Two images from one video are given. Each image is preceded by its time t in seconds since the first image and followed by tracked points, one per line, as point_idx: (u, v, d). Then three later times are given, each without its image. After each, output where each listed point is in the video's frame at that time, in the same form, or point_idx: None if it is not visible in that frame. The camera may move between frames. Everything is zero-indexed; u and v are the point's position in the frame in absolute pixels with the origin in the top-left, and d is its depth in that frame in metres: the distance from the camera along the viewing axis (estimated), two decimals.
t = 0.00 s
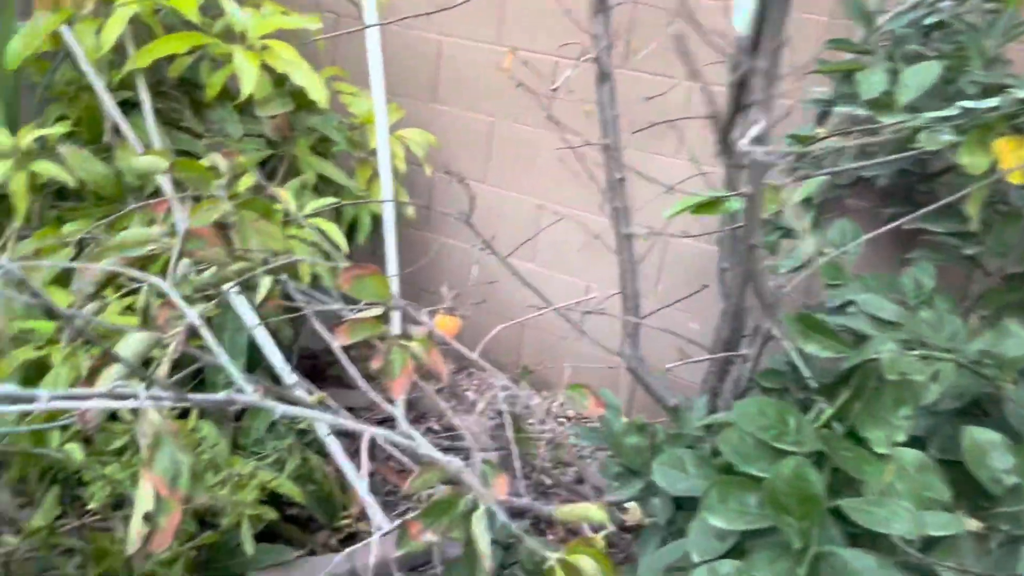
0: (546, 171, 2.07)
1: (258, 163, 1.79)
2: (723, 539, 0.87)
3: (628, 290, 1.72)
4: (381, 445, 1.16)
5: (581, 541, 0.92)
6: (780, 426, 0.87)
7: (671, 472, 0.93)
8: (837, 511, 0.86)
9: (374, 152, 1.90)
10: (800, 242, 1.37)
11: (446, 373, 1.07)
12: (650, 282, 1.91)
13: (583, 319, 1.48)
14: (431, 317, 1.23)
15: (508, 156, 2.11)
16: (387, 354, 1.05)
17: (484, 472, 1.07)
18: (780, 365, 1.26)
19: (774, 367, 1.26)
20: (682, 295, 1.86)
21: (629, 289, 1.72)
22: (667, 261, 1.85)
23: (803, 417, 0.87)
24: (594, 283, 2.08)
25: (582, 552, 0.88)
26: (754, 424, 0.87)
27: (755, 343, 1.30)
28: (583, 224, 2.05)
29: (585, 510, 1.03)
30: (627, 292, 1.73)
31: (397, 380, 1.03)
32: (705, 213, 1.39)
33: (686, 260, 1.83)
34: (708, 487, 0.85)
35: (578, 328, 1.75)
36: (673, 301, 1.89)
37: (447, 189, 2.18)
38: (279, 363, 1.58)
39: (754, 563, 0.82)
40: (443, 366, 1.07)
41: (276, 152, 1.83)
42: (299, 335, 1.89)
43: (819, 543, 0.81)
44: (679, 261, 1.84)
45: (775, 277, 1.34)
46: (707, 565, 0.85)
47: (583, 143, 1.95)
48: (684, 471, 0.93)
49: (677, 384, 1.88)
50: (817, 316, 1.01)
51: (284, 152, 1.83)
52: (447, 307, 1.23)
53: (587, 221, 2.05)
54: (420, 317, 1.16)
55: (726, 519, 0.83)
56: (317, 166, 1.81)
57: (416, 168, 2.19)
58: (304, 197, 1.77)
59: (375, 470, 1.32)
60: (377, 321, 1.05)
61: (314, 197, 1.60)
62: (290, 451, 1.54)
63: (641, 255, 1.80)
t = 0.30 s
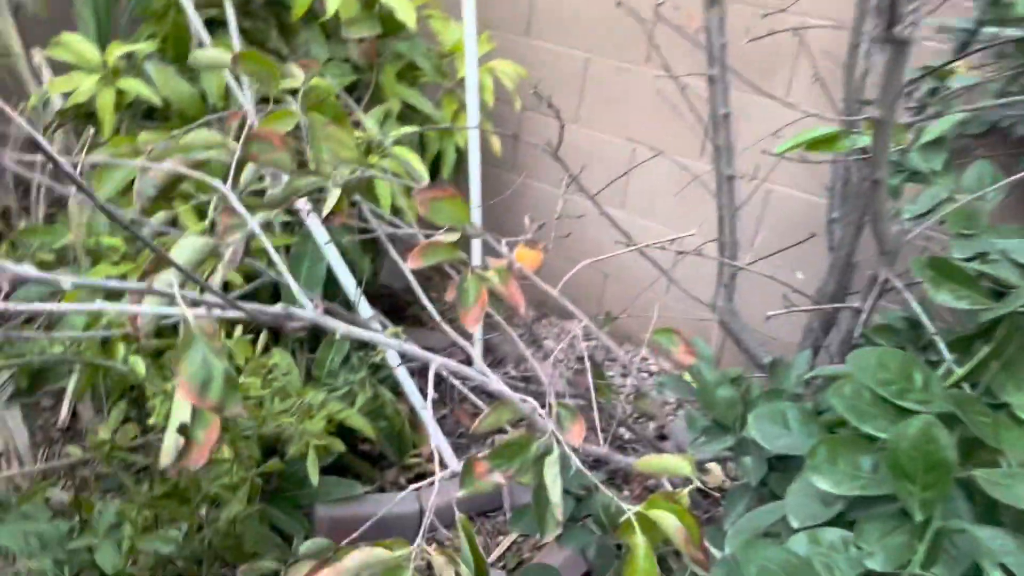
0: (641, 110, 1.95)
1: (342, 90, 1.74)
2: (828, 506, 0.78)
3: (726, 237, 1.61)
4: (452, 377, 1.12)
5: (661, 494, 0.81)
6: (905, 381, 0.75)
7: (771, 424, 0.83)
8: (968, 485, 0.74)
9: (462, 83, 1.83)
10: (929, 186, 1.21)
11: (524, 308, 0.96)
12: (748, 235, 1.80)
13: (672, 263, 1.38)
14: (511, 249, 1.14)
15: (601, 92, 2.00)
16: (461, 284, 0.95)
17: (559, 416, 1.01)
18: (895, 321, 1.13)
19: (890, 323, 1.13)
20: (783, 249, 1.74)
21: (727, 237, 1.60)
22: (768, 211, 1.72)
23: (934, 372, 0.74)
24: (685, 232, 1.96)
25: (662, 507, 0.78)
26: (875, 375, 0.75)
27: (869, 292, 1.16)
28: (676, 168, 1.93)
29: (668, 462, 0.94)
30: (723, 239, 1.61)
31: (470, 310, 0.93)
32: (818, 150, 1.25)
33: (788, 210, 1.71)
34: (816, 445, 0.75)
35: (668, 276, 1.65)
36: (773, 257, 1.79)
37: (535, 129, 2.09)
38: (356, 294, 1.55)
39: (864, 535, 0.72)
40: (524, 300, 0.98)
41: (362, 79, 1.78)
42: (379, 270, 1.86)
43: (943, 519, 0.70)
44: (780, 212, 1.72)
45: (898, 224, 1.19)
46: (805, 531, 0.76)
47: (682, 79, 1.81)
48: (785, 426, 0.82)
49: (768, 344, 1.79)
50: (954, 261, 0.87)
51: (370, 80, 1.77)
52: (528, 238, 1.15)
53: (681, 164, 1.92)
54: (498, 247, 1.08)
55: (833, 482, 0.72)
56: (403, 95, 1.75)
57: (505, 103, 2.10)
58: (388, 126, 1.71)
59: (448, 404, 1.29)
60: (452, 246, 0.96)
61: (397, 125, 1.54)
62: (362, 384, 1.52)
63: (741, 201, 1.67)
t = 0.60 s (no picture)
0: (662, 62, 1.87)
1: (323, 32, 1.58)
2: (837, 533, 0.63)
3: (746, 199, 1.45)
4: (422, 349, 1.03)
5: (629, 511, 0.70)
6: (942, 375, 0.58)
7: (765, 423, 0.66)
8: (1017, 510, 0.58)
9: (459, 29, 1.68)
10: (983, 135, 1.02)
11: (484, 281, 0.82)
12: (777, 199, 1.75)
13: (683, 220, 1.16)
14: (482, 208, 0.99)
15: (622, 46, 1.93)
16: (408, 246, 0.80)
17: (529, 402, 0.87)
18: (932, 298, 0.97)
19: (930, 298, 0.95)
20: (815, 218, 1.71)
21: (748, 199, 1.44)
22: (798, 174, 1.71)
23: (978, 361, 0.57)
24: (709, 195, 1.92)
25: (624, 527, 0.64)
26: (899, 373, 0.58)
27: (905, 260, 0.97)
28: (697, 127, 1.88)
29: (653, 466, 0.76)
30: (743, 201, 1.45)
31: (418, 281, 0.79)
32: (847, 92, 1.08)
33: (820, 171, 1.67)
34: (819, 455, 0.59)
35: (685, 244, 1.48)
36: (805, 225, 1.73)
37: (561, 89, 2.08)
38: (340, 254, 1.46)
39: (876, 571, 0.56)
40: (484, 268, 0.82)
41: (350, 25, 1.63)
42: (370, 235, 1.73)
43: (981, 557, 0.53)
44: (814, 173, 1.68)
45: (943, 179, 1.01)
46: (807, 564, 0.61)
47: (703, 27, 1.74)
48: (787, 427, 0.66)
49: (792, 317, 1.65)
50: (1010, 220, 0.69)
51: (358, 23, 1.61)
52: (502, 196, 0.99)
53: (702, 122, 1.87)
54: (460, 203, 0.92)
55: (838, 505, 0.57)
56: (393, 39, 1.59)
57: (512, 53, 1.93)
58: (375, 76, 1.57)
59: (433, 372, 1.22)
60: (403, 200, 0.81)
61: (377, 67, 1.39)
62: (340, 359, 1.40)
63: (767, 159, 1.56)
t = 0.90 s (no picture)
0: (611, 55, 1.75)
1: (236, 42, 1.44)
2: None
3: (701, 202, 1.35)
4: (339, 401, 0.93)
5: None
6: (925, 448, 0.46)
7: (713, 507, 0.53)
8: None
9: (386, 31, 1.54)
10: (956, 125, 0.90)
11: (376, 332, 0.69)
12: (742, 197, 1.64)
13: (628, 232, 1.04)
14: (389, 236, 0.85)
15: (568, 40, 1.80)
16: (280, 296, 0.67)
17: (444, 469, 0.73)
18: (908, 313, 0.86)
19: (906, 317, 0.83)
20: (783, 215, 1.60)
21: (702, 203, 1.35)
22: (761, 168, 1.59)
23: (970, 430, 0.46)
24: (670, 194, 1.80)
25: None
26: (872, 450, 0.45)
27: (874, 273, 0.84)
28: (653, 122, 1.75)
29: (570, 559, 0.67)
30: (699, 204, 1.35)
31: (293, 339, 0.65)
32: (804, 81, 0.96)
33: (785, 165, 1.56)
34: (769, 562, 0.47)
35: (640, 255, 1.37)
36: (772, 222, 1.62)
37: (508, 88, 1.94)
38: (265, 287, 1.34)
39: None
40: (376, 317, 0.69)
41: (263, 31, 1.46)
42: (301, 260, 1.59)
43: None
44: (779, 168, 1.57)
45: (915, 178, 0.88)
46: None
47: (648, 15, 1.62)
48: (737, 511, 0.53)
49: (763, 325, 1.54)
50: (996, 236, 0.57)
51: (272, 30, 1.45)
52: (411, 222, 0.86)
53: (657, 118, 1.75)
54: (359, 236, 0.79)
55: None
56: (311, 46, 1.43)
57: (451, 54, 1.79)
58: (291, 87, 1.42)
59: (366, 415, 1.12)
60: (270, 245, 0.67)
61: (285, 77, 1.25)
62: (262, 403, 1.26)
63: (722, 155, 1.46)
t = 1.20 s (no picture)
0: (575, 51, 1.68)
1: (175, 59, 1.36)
2: None
3: (674, 196, 1.29)
4: (296, 440, 0.88)
5: None
6: (931, 455, 0.39)
7: (687, 538, 0.45)
8: None
9: (336, 40, 1.47)
10: (934, 91, 0.83)
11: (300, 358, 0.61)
12: (719, 188, 1.57)
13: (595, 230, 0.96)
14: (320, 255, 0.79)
15: (530, 39, 1.73)
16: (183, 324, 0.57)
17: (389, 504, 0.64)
18: (899, 297, 0.79)
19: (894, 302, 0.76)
20: (761, 205, 1.53)
21: (675, 196, 1.28)
22: (737, 158, 1.52)
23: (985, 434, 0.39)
24: (645, 191, 1.73)
25: None
26: (866, 463, 0.38)
27: (859, 257, 0.77)
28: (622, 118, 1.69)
29: None
30: (671, 198, 1.29)
31: (199, 370, 0.56)
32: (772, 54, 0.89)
33: (762, 153, 1.49)
34: None
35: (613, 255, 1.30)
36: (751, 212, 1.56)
37: (472, 93, 1.87)
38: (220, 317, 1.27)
39: None
40: (299, 339, 0.61)
41: (202, 47, 1.38)
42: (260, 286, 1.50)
43: None
44: (755, 156, 1.50)
45: (896, 150, 0.82)
46: None
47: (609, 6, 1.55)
48: (718, 538, 0.45)
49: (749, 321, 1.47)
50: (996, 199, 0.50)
51: (211, 43, 1.36)
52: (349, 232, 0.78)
53: (626, 112, 1.68)
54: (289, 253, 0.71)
55: None
56: (254, 58, 1.34)
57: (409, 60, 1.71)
58: (235, 101, 1.34)
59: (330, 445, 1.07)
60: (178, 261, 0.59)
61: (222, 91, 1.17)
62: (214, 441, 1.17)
63: (694, 145, 1.39)
